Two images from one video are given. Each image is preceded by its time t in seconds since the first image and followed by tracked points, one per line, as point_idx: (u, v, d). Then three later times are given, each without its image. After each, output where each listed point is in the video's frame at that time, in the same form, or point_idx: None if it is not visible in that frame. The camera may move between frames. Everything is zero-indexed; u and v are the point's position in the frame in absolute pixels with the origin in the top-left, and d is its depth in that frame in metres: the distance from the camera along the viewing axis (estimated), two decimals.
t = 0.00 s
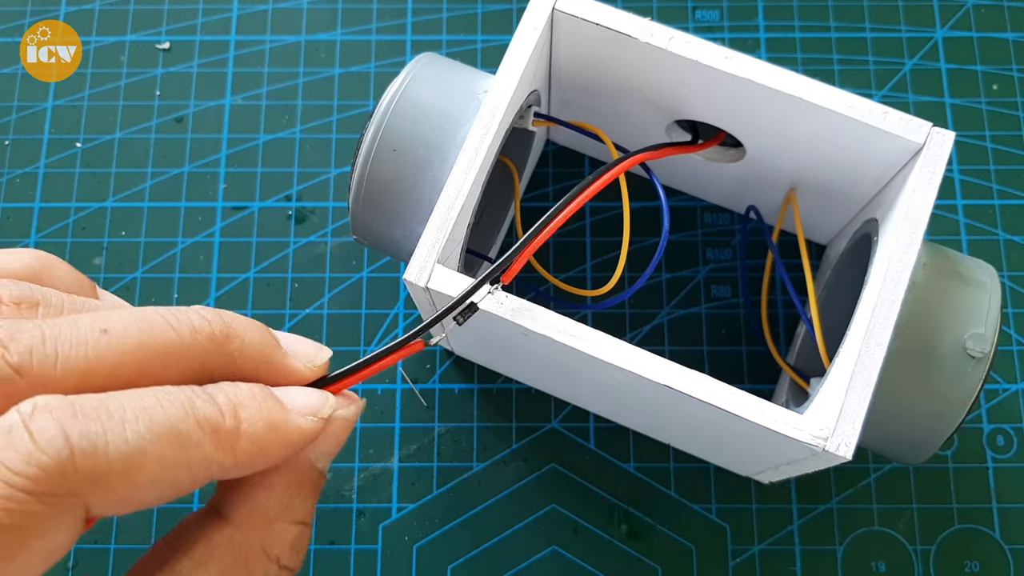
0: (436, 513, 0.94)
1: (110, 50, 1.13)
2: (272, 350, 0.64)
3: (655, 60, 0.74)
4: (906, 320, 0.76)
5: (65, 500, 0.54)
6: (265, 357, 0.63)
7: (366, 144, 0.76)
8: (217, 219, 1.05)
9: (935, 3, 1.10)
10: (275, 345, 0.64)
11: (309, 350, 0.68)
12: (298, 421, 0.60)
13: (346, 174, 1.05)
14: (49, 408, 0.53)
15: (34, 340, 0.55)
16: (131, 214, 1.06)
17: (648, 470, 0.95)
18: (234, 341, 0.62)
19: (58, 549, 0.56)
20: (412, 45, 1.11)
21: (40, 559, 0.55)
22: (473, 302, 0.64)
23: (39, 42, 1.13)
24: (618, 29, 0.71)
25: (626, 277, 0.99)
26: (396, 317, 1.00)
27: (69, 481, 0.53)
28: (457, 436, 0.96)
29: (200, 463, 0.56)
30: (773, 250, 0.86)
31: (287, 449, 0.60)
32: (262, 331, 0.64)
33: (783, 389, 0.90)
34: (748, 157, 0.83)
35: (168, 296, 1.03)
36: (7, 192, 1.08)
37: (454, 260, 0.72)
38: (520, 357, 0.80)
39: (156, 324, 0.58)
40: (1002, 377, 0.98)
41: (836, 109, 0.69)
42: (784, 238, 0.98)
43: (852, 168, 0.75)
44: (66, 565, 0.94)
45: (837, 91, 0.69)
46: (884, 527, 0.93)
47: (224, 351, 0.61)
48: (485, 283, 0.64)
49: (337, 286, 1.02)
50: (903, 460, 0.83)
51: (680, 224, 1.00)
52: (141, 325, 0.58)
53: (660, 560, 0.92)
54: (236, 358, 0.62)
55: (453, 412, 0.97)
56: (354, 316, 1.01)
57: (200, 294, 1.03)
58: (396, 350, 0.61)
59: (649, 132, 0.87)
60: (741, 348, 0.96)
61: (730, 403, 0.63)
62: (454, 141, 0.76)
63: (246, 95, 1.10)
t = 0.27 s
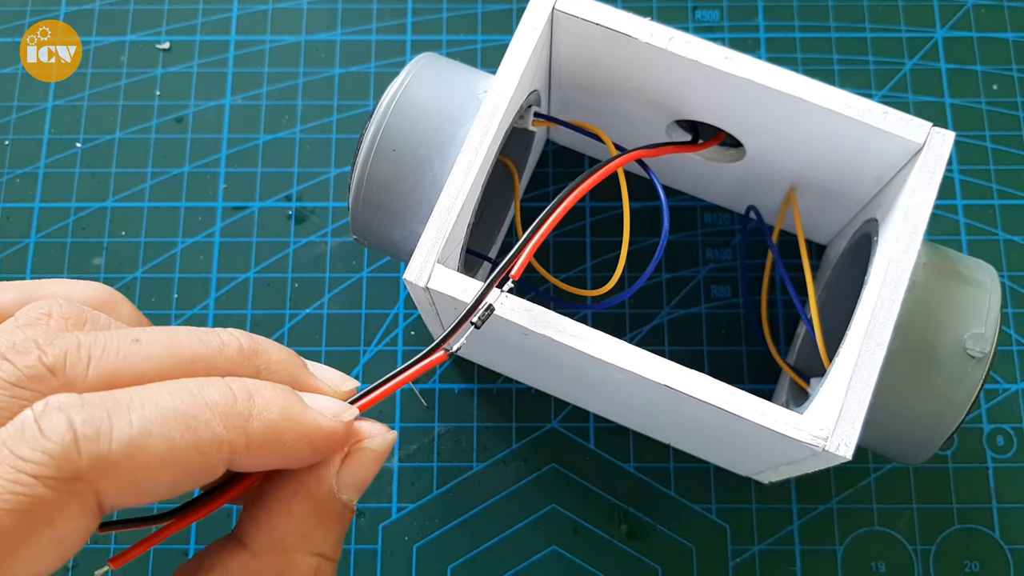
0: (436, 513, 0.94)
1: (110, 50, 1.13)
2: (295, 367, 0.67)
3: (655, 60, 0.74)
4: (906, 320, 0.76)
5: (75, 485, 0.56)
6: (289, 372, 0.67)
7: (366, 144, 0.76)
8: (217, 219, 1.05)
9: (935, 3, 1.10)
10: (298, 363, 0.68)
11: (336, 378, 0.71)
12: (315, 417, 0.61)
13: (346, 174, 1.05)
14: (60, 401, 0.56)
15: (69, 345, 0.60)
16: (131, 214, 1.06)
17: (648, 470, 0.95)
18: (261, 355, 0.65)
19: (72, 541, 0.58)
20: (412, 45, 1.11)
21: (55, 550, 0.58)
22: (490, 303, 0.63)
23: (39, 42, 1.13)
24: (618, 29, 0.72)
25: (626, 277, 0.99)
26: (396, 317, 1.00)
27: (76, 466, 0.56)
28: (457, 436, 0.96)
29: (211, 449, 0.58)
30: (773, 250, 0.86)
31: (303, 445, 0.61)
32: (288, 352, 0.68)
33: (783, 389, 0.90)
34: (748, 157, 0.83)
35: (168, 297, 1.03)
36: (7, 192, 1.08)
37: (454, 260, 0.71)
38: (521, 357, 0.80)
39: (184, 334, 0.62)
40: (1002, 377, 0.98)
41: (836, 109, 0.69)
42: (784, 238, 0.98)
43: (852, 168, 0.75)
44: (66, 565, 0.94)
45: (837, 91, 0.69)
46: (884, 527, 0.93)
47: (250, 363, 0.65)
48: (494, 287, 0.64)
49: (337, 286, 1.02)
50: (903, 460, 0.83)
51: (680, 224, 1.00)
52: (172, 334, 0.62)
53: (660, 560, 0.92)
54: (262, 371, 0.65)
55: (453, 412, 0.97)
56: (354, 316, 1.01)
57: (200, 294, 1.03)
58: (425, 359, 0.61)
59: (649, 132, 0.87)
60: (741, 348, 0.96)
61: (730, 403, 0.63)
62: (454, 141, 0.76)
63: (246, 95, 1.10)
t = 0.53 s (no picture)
0: (436, 513, 0.94)
1: (110, 50, 1.13)
2: (310, 370, 0.68)
3: (655, 60, 0.74)
4: (906, 319, 0.76)
5: (101, 482, 0.56)
6: (304, 375, 0.67)
7: (366, 144, 0.76)
8: (217, 219, 1.05)
9: (935, 3, 1.10)
10: (313, 365, 0.68)
11: (347, 379, 0.71)
12: (332, 427, 0.61)
13: (346, 174, 1.05)
14: (91, 397, 0.56)
15: (88, 334, 0.60)
16: (131, 214, 1.06)
17: (648, 470, 0.95)
18: (275, 355, 0.66)
19: (90, 536, 0.58)
20: (412, 45, 1.11)
21: (75, 545, 0.58)
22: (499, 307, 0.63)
23: (39, 42, 1.13)
24: (618, 29, 0.72)
25: (626, 277, 0.99)
26: (396, 318, 1.00)
27: (102, 463, 0.55)
28: (457, 436, 0.96)
29: (232, 453, 0.58)
30: (773, 250, 0.86)
31: (320, 454, 0.61)
32: (303, 353, 0.68)
33: (783, 389, 0.90)
34: (748, 157, 0.83)
35: (168, 297, 1.03)
36: (7, 192, 1.08)
37: (454, 260, 0.71)
38: (521, 357, 0.80)
39: (201, 329, 0.62)
40: (1002, 377, 0.98)
41: (836, 109, 0.69)
42: (784, 238, 0.98)
43: (852, 168, 0.75)
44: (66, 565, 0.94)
45: (837, 91, 0.69)
46: (884, 526, 0.93)
47: (265, 363, 0.65)
48: (504, 291, 0.63)
49: (337, 286, 1.02)
50: (903, 460, 0.83)
51: (680, 224, 1.00)
52: (191, 328, 0.62)
53: (660, 560, 0.92)
54: (275, 371, 0.66)
55: (453, 412, 0.97)
56: (354, 316, 1.01)
57: (201, 294, 1.03)
58: (434, 364, 0.61)
59: (649, 132, 0.87)
60: (741, 348, 0.96)
61: (730, 403, 0.63)
62: (454, 141, 0.76)
63: (246, 95, 1.10)
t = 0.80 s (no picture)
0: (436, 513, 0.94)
1: (110, 50, 1.13)
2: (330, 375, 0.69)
3: (655, 60, 0.74)
4: (906, 319, 0.76)
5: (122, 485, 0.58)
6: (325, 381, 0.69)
7: (366, 144, 0.76)
8: (217, 219, 1.05)
9: (935, 3, 1.10)
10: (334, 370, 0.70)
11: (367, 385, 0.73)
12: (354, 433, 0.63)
13: (346, 174, 1.05)
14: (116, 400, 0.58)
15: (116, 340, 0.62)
16: (131, 214, 1.06)
17: (648, 470, 0.95)
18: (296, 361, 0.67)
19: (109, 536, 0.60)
20: (412, 45, 1.11)
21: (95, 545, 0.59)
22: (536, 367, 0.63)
23: (39, 42, 1.13)
24: (618, 29, 0.72)
25: (626, 278, 0.98)
26: (396, 318, 1.00)
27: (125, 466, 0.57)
28: (457, 436, 0.96)
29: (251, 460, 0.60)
30: (773, 250, 0.86)
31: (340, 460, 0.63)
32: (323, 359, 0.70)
33: (783, 389, 0.90)
34: (748, 157, 0.83)
35: (169, 297, 1.03)
36: (7, 192, 1.08)
37: (454, 259, 0.72)
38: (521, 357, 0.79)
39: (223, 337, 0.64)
40: (1002, 377, 0.98)
41: (836, 109, 0.69)
42: (784, 238, 0.98)
43: (852, 168, 0.75)
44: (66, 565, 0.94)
45: (837, 91, 0.69)
46: (884, 526, 0.93)
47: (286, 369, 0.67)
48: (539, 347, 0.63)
49: (337, 286, 1.02)
50: (903, 460, 0.83)
51: (680, 224, 1.00)
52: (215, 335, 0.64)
53: (660, 560, 0.92)
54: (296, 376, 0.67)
55: (453, 412, 0.97)
56: (354, 316, 1.01)
57: (200, 294, 1.03)
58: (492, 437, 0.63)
59: (649, 132, 0.87)
60: (741, 348, 0.96)
61: (730, 403, 0.63)
62: (454, 141, 0.76)
63: (246, 95, 1.10)
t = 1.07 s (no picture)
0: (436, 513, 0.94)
1: (110, 50, 1.13)
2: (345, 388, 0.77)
3: (655, 60, 0.74)
4: (906, 319, 0.76)
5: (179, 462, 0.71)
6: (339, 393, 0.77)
7: (366, 143, 0.76)
8: (217, 219, 1.05)
9: (935, 3, 1.10)
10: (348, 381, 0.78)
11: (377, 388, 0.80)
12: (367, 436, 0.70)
13: (346, 174, 1.05)
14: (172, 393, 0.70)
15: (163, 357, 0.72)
16: (131, 214, 1.06)
17: (648, 470, 0.95)
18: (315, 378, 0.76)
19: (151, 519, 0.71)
20: (412, 45, 1.11)
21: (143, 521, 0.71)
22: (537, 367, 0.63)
23: (39, 42, 1.13)
24: (618, 29, 0.72)
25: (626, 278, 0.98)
26: (396, 318, 1.00)
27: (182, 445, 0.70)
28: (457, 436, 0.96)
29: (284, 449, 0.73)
30: (772, 249, 0.86)
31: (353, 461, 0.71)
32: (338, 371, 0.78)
33: (783, 389, 0.90)
34: (748, 157, 0.83)
35: (169, 297, 1.03)
36: (7, 192, 1.08)
37: (454, 259, 0.72)
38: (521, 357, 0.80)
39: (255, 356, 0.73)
40: (1002, 377, 0.98)
41: (836, 109, 0.69)
42: (784, 238, 0.98)
43: (852, 168, 0.75)
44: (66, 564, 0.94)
45: (837, 91, 0.69)
46: (884, 526, 0.93)
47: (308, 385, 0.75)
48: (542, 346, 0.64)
49: (337, 286, 1.02)
50: (902, 460, 0.83)
51: (680, 224, 1.00)
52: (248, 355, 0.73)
53: (660, 560, 0.92)
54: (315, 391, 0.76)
55: (453, 412, 0.97)
56: (354, 316, 1.01)
57: (200, 294, 1.03)
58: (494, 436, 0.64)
59: (649, 132, 0.87)
60: (741, 348, 0.96)
61: (730, 403, 0.63)
62: (454, 141, 0.76)
63: (246, 95, 1.10)
